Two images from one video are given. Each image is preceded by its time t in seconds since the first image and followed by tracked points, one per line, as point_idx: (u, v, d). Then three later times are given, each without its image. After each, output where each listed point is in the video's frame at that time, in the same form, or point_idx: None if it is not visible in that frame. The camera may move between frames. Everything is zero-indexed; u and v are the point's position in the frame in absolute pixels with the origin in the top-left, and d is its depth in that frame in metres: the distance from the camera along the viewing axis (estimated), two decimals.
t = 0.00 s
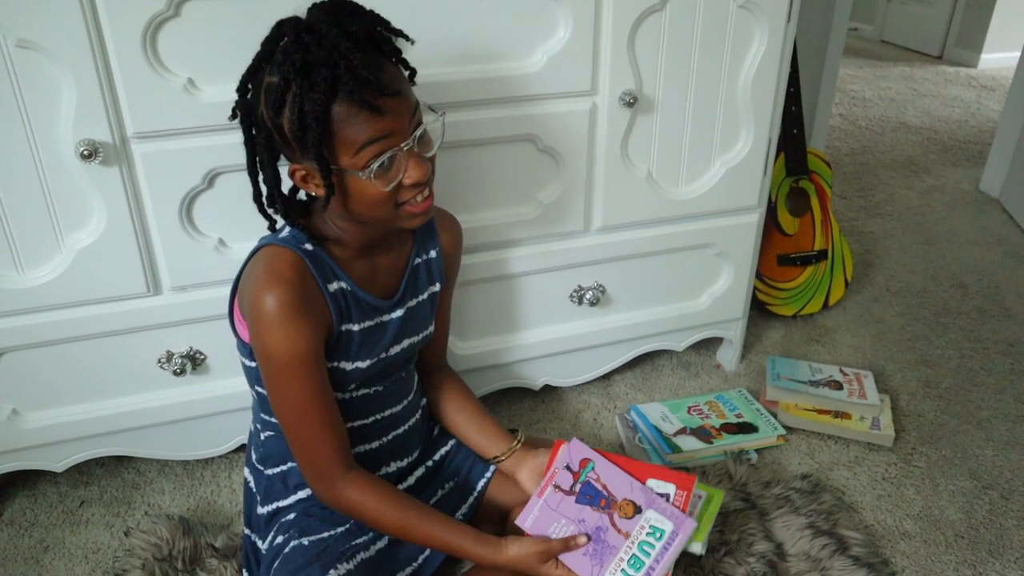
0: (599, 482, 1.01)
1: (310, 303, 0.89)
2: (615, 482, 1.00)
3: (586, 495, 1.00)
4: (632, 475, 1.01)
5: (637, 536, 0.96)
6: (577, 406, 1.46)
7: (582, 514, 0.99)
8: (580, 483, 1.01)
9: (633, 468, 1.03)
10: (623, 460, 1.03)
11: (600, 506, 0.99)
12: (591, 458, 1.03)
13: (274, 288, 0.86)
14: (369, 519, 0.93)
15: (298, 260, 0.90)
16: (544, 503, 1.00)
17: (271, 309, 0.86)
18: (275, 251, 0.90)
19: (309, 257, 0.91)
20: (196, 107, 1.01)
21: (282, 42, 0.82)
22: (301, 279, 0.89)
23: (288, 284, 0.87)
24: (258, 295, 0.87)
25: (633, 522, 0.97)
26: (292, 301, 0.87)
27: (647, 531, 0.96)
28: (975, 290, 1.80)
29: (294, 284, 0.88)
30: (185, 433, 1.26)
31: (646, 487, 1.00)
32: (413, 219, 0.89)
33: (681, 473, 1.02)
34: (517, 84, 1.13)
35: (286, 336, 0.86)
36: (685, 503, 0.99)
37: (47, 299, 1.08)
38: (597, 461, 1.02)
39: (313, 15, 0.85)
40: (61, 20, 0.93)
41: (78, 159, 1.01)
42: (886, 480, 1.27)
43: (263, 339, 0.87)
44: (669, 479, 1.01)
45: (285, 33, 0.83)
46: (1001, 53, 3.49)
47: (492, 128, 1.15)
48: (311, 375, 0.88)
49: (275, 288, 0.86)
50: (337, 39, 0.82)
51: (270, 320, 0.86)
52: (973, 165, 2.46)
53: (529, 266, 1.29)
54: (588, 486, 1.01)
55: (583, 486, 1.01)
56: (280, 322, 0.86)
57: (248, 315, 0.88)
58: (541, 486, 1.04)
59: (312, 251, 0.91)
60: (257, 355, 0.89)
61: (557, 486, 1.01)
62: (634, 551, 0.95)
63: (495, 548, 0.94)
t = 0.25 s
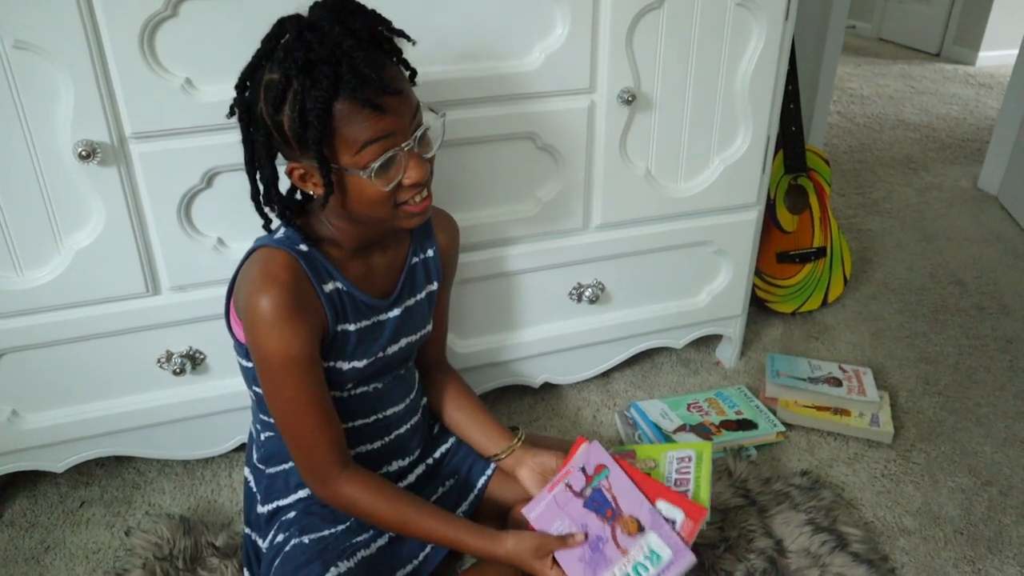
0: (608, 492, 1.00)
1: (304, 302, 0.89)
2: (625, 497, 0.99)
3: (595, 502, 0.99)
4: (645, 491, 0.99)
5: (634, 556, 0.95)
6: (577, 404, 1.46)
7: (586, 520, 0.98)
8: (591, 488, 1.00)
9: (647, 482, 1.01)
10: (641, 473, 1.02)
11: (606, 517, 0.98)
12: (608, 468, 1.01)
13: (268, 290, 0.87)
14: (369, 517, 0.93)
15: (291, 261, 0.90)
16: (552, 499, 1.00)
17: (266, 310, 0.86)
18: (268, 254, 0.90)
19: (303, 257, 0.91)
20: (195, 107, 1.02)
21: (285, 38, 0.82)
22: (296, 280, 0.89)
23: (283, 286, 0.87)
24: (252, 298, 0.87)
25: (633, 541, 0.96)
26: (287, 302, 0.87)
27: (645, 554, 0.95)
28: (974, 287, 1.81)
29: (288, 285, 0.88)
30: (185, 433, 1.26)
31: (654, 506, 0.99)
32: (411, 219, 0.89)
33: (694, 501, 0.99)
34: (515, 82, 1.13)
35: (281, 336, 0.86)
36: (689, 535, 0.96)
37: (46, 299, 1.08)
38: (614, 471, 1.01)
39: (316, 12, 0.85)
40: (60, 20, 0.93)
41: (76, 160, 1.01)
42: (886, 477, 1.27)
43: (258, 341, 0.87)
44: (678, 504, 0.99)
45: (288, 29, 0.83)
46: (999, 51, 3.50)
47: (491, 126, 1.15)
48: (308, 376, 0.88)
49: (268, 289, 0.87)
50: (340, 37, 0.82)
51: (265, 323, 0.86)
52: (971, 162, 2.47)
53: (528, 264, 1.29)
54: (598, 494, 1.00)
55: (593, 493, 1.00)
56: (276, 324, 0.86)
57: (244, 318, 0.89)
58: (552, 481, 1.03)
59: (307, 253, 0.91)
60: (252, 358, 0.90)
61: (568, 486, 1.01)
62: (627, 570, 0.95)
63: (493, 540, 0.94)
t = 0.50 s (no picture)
0: (596, 467, 1.01)
1: (296, 293, 0.89)
2: (612, 470, 1.00)
3: (582, 478, 1.00)
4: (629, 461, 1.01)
5: (623, 521, 0.96)
6: (578, 389, 1.46)
7: (576, 496, 0.99)
8: (579, 466, 1.01)
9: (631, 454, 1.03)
10: (624, 447, 1.04)
11: (593, 490, 0.99)
12: (592, 445, 1.03)
13: (260, 283, 0.86)
14: (366, 506, 0.94)
15: (282, 252, 0.89)
16: (543, 484, 1.01)
17: (258, 303, 0.86)
18: (260, 245, 0.90)
19: (295, 249, 0.90)
20: (192, 93, 1.01)
21: (299, 23, 0.81)
22: (288, 271, 0.89)
23: (275, 278, 0.87)
24: (245, 291, 0.87)
25: (620, 506, 0.97)
26: (279, 294, 0.87)
27: (633, 517, 0.96)
28: (975, 271, 1.80)
29: (280, 277, 0.88)
30: (187, 420, 1.26)
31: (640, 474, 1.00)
32: (405, 213, 0.90)
33: (676, 461, 1.02)
34: (515, 66, 1.13)
35: (273, 329, 0.86)
36: (675, 491, 0.99)
37: (46, 288, 1.07)
38: (599, 446, 1.02)
39: None
40: (55, 6, 0.92)
41: (74, 147, 1.00)
42: (886, 460, 1.28)
43: (251, 334, 0.87)
44: (663, 466, 1.02)
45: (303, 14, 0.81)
46: (1001, 33, 3.47)
47: (490, 111, 1.14)
48: (301, 367, 0.89)
49: (259, 283, 0.87)
50: (357, 29, 0.81)
51: (258, 316, 0.86)
52: (972, 145, 2.46)
53: (528, 250, 1.29)
54: (586, 470, 1.01)
55: (581, 470, 1.01)
56: (268, 317, 0.86)
57: (237, 311, 0.89)
58: (541, 469, 1.04)
59: (298, 244, 0.91)
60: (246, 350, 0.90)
61: (557, 468, 1.02)
62: (617, 535, 0.95)
63: (488, 527, 0.95)
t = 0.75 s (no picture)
0: (592, 466, 1.01)
1: (294, 294, 0.89)
2: (608, 468, 1.00)
3: (579, 478, 1.00)
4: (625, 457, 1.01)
5: (626, 516, 0.96)
6: (578, 385, 1.46)
7: (573, 496, 0.99)
8: (574, 467, 1.01)
9: (628, 452, 1.03)
10: (617, 446, 1.04)
11: (591, 489, 0.99)
12: (585, 445, 1.03)
13: (258, 284, 0.86)
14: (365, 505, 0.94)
15: (279, 253, 0.89)
16: (538, 487, 1.00)
17: (256, 305, 0.86)
18: (258, 246, 0.90)
19: (292, 250, 0.90)
20: (193, 89, 1.01)
21: (307, 20, 0.80)
22: (286, 272, 0.89)
23: (272, 279, 0.87)
24: (242, 292, 0.87)
25: (621, 502, 0.97)
26: (277, 295, 0.87)
27: (635, 511, 0.96)
28: (976, 266, 1.80)
29: (277, 278, 0.88)
30: (188, 416, 1.26)
31: (640, 469, 1.01)
32: (404, 214, 0.90)
33: (679, 441, 1.03)
34: (515, 60, 1.12)
35: (271, 331, 0.86)
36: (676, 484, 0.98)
37: (47, 283, 1.07)
38: (591, 446, 1.03)
39: None
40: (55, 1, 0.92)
41: (74, 142, 1.00)
42: (887, 455, 1.28)
43: (249, 335, 0.87)
44: (666, 447, 1.02)
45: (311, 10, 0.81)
46: (1002, 28, 3.47)
47: (491, 106, 1.14)
48: (300, 368, 0.89)
49: (257, 284, 0.86)
50: (366, 28, 0.80)
51: (256, 317, 0.86)
52: (973, 140, 2.46)
53: (529, 245, 1.29)
54: (581, 470, 1.01)
55: (576, 471, 1.01)
56: (266, 318, 0.86)
57: (235, 312, 0.89)
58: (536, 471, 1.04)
59: (295, 244, 0.91)
60: (245, 352, 0.90)
61: (551, 471, 1.02)
62: (620, 530, 0.95)
63: (487, 529, 0.94)
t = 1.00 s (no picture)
0: (597, 466, 1.00)
1: (293, 292, 0.89)
2: (613, 469, 1.00)
3: (584, 478, 1.00)
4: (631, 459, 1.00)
5: (629, 521, 0.95)
6: (578, 381, 1.46)
7: (577, 496, 0.98)
8: (579, 466, 1.01)
9: (634, 455, 1.02)
10: (623, 445, 1.03)
11: (596, 490, 0.98)
12: (591, 444, 1.02)
13: (257, 283, 0.87)
14: (365, 502, 0.94)
15: (279, 252, 0.89)
16: (541, 483, 1.00)
17: (255, 305, 0.86)
18: (257, 245, 0.90)
19: (292, 248, 0.90)
20: (193, 85, 1.01)
21: (311, 17, 0.80)
22: (285, 271, 0.89)
23: (271, 278, 0.87)
24: (241, 292, 0.87)
25: (626, 506, 0.96)
26: (276, 293, 0.87)
27: (639, 515, 0.95)
28: (976, 262, 1.80)
29: (276, 277, 0.88)
30: (188, 412, 1.26)
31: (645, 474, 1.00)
32: (404, 214, 0.90)
33: (685, 448, 1.02)
34: (516, 57, 1.12)
35: (271, 330, 0.87)
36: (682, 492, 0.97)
37: (47, 279, 1.07)
38: (597, 446, 1.02)
39: None
40: None
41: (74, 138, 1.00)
42: (887, 452, 1.28)
43: (249, 335, 0.88)
44: (672, 453, 1.01)
45: (315, 8, 0.81)
46: (1003, 23, 3.46)
47: (491, 102, 1.14)
48: (299, 366, 0.89)
49: (256, 283, 0.87)
50: (370, 27, 0.81)
51: (255, 316, 0.87)
52: (974, 136, 2.45)
53: (529, 242, 1.29)
54: (586, 470, 1.00)
55: (581, 470, 1.00)
56: (265, 317, 0.86)
57: (234, 312, 0.89)
58: (540, 467, 1.04)
59: (295, 244, 0.91)
60: (245, 351, 0.90)
61: (555, 468, 1.01)
62: (624, 534, 0.95)
63: (488, 524, 0.95)
